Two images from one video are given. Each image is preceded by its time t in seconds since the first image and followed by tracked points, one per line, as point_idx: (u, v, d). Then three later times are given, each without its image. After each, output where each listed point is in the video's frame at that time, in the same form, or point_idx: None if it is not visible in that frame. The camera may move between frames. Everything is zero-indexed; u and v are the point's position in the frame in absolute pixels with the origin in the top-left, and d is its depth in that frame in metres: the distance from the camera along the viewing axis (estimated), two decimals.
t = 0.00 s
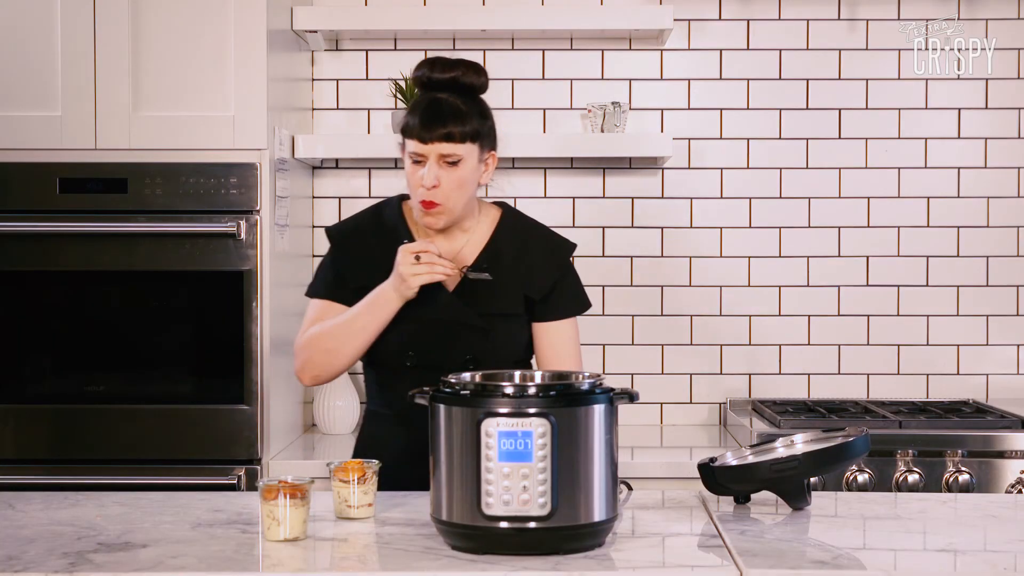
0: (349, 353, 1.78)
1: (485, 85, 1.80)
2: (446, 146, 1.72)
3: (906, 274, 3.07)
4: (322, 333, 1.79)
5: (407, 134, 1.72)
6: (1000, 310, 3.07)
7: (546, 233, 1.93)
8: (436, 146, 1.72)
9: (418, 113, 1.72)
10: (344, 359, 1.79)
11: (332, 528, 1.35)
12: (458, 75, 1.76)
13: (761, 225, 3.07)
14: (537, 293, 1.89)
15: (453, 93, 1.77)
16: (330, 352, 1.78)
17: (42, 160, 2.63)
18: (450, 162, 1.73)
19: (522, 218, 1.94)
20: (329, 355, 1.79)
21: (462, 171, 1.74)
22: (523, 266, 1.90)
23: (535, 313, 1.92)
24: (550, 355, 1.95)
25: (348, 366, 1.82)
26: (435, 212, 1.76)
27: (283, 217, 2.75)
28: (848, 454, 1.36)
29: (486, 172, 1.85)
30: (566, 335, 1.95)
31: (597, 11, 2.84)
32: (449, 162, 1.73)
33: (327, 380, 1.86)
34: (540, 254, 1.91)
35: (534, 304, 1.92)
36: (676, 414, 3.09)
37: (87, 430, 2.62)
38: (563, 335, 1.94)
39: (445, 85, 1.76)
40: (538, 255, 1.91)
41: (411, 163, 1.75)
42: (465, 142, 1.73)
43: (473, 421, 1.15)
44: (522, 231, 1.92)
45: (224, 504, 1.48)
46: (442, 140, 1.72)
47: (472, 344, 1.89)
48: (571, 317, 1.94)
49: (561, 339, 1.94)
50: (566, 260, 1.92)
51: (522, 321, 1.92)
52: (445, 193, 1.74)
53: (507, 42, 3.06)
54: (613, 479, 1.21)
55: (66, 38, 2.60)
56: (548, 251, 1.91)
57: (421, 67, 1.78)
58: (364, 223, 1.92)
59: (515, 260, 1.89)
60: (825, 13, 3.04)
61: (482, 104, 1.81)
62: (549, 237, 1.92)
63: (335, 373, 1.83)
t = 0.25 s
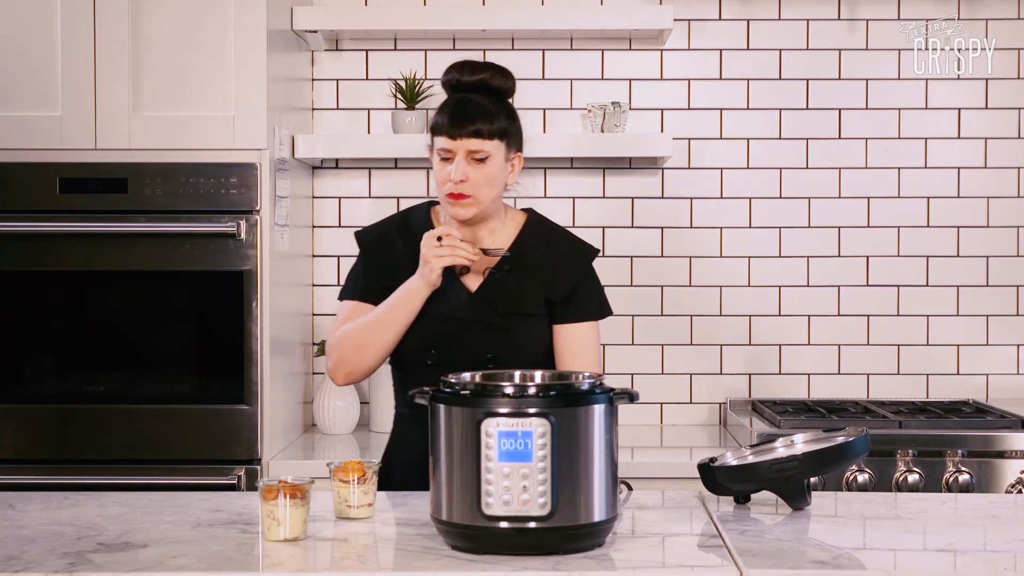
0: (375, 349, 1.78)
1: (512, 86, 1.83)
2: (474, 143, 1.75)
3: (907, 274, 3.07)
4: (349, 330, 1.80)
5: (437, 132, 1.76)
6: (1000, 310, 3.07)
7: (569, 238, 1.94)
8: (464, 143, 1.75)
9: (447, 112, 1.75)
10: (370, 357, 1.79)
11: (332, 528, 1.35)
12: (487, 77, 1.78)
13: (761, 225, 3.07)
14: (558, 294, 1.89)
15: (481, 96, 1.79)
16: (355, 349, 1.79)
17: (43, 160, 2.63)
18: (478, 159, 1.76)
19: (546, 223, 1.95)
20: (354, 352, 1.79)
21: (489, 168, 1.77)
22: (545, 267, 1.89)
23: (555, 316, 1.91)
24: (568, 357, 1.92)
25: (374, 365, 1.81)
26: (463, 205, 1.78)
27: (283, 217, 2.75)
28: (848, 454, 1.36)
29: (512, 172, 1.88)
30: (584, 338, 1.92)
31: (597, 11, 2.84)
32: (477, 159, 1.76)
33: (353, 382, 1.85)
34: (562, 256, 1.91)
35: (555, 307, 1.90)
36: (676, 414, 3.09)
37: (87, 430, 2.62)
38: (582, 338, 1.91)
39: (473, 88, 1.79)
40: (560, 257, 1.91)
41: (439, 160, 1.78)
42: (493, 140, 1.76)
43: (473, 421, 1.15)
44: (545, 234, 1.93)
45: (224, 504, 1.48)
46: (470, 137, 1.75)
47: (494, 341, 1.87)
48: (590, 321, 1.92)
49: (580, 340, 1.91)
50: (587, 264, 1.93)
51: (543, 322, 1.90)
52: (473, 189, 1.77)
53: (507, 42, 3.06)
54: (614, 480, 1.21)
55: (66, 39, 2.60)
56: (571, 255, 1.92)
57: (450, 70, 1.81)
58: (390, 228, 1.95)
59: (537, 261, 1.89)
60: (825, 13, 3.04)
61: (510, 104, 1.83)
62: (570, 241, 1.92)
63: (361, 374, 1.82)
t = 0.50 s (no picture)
0: (396, 345, 1.79)
1: (528, 85, 1.83)
2: (493, 144, 1.74)
3: (907, 274, 3.07)
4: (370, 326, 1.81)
5: (455, 133, 1.76)
6: (1000, 310, 3.07)
7: (586, 234, 1.93)
8: (482, 145, 1.74)
9: (464, 113, 1.75)
10: (392, 353, 1.80)
11: (332, 528, 1.35)
12: (502, 77, 1.79)
13: (761, 225, 3.07)
14: (574, 288, 1.87)
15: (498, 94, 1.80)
16: (377, 345, 1.80)
17: (43, 160, 2.63)
18: (497, 159, 1.76)
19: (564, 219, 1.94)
20: (376, 349, 1.80)
21: (508, 168, 1.77)
22: (561, 261, 1.89)
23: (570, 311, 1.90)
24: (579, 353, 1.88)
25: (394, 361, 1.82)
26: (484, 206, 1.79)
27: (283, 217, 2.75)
28: (848, 454, 1.36)
29: (532, 169, 1.87)
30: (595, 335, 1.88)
31: (597, 11, 2.84)
32: (496, 159, 1.76)
33: (375, 378, 1.86)
34: (579, 251, 1.90)
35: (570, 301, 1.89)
36: (676, 414, 3.09)
37: (86, 430, 2.62)
38: (595, 333, 1.88)
39: (489, 87, 1.80)
40: (577, 252, 1.90)
41: (459, 161, 1.79)
42: (511, 140, 1.75)
43: (473, 422, 1.15)
44: (562, 229, 1.92)
45: (224, 504, 1.48)
46: (487, 138, 1.74)
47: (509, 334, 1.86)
48: (605, 318, 1.89)
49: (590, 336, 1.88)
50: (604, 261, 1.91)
51: (558, 316, 1.89)
52: (494, 189, 1.78)
53: (507, 42, 3.06)
54: (614, 480, 1.21)
55: (66, 39, 2.60)
56: (587, 251, 1.90)
57: (466, 71, 1.82)
58: (410, 229, 1.96)
59: (553, 255, 1.89)
60: (825, 13, 3.04)
61: (527, 103, 1.83)
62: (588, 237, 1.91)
63: (384, 369, 1.83)
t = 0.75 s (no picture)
0: (415, 314, 1.77)
1: (539, 88, 1.85)
2: (499, 148, 1.78)
3: (907, 274, 3.07)
4: (387, 299, 1.80)
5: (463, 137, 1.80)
6: (1000, 310, 3.07)
7: (597, 238, 1.91)
8: (489, 149, 1.78)
9: (472, 118, 1.79)
10: (410, 326, 1.78)
11: (332, 528, 1.35)
12: (512, 81, 1.82)
13: (761, 225, 3.07)
14: (579, 290, 1.85)
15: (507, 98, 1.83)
16: (395, 315, 1.77)
17: (43, 160, 2.63)
18: (503, 163, 1.79)
19: (576, 222, 1.93)
20: (394, 321, 1.78)
21: (515, 172, 1.79)
22: (568, 263, 1.87)
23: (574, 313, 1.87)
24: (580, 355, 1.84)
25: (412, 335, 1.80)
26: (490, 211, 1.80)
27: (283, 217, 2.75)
28: (848, 454, 1.36)
29: (541, 174, 1.90)
30: (597, 337, 1.84)
31: (597, 11, 2.85)
32: (502, 163, 1.79)
33: (390, 357, 1.83)
34: (587, 253, 1.88)
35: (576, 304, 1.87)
36: (676, 414, 3.09)
37: (86, 430, 2.62)
38: (597, 337, 1.84)
39: (499, 91, 1.83)
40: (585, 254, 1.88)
41: (468, 166, 1.82)
42: (518, 144, 1.79)
43: (473, 422, 1.15)
44: (572, 231, 1.91)
45: (224, 504, 1.48)
46: (495, 142, 1.78)
47: (513, 335, 1.85)
48: (611, 321, 1.85)
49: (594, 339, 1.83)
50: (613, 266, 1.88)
51: (563, 319, 1.87)
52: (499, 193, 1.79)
53: (507, 42, 3.06)
54: (614, 480, 1.21)
55: (66, 38, 2.60)
56: (595, 255, 1.88)
57: (477, 74, 1.85)
58: (429, 224, 1.97)
59: (561, 257, 1.88)
60: (825, 13, 3.04)
61: (536, 108, 1.86)
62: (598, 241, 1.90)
63: (401, 346, 1.80)
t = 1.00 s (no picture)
0: (416, 317, 1.77)
1: (538, 94, 1.86)
2: (499, 153, 1.77)
3: (907, 274, 3.07)
4: (387, 301, 1.80)
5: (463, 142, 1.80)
6: (1000, 310, 3.07)
7: (596, 238, 1.91)
8: (489, 154, 1.78)
9: (472, 122, 1.79)
10: (410, 328, 1.78)
11: (332, 528, 1.35)
12: (512, 85, 1.82)
13: (761, 225, 3.07)
14: (577, 292, 1.85)
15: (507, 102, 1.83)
16: (396, 317, 1.77)
17: (43, 160, 2.63)
18: (503, 168, 1.78)
19: (575, 223, 1.93)
20: (394, 323, 1.78)
21: (515, 177, 1.79)
22: (567, 265, 1.87)
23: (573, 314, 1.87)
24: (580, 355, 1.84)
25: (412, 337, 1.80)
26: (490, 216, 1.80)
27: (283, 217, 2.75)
28: (848, 454, 1.36)
29: (539, 178, 1.90)
30: (598, 336, 1.84)
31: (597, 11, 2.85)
32: (502, 169, 1.78)
33: (390, 359, 1.83)
34: (586, 255, 1.88)
35: (575, 305, 1.86)
36: (676, 415, 3.09)
37: (86, 430, 2.62)
38: (597, 337, 1.84)
39: (500, 95, 1.83)
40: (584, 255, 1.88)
41: (468, 172, 1.82)
42: (518, 149, 1.78)
43: (473, 421, 1.15)
44: (571, 232, 1.91)
45: (224, 504, 1.48)
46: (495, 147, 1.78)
47: (512, 337, 1.85)
48: (611, 322, 1.85)
49: (595, 339, 1.83)
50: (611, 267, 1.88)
51: (562, 320, 1.87)
52: (500, 198, 1.78)
53: (507, 42, 3.06)
54: (614, 480, 1.21)
55: (67, 38, 2.60)
56: (594, 256, 1.88)
57: (477, 79, 1.85)
58: (429, 225, 1.97)
59: (559, 258, 1.87)
60: (825, 13, 3.04)
61: (536, 113, 1.86)
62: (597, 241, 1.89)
63: (401, 348, 1.80)
